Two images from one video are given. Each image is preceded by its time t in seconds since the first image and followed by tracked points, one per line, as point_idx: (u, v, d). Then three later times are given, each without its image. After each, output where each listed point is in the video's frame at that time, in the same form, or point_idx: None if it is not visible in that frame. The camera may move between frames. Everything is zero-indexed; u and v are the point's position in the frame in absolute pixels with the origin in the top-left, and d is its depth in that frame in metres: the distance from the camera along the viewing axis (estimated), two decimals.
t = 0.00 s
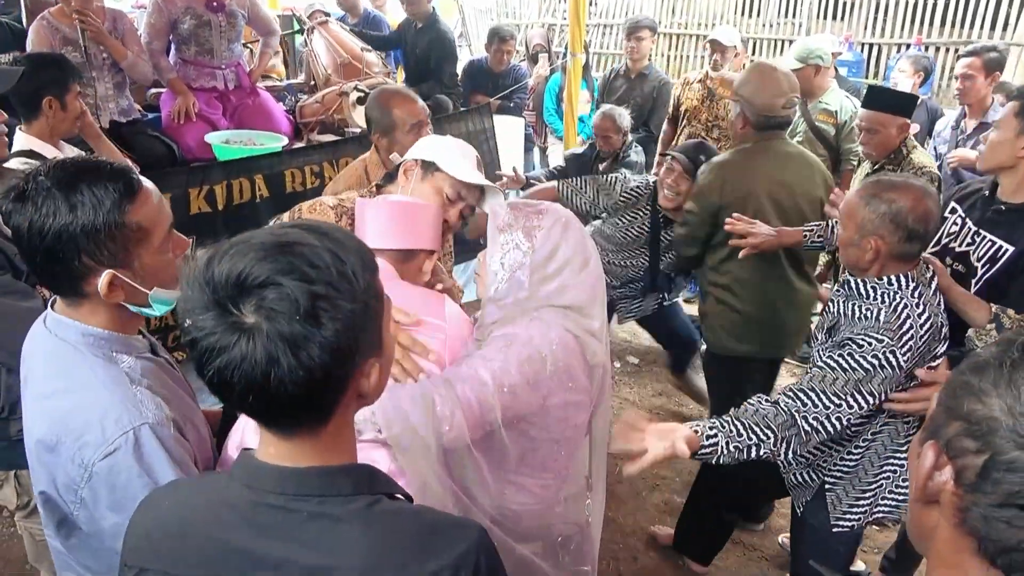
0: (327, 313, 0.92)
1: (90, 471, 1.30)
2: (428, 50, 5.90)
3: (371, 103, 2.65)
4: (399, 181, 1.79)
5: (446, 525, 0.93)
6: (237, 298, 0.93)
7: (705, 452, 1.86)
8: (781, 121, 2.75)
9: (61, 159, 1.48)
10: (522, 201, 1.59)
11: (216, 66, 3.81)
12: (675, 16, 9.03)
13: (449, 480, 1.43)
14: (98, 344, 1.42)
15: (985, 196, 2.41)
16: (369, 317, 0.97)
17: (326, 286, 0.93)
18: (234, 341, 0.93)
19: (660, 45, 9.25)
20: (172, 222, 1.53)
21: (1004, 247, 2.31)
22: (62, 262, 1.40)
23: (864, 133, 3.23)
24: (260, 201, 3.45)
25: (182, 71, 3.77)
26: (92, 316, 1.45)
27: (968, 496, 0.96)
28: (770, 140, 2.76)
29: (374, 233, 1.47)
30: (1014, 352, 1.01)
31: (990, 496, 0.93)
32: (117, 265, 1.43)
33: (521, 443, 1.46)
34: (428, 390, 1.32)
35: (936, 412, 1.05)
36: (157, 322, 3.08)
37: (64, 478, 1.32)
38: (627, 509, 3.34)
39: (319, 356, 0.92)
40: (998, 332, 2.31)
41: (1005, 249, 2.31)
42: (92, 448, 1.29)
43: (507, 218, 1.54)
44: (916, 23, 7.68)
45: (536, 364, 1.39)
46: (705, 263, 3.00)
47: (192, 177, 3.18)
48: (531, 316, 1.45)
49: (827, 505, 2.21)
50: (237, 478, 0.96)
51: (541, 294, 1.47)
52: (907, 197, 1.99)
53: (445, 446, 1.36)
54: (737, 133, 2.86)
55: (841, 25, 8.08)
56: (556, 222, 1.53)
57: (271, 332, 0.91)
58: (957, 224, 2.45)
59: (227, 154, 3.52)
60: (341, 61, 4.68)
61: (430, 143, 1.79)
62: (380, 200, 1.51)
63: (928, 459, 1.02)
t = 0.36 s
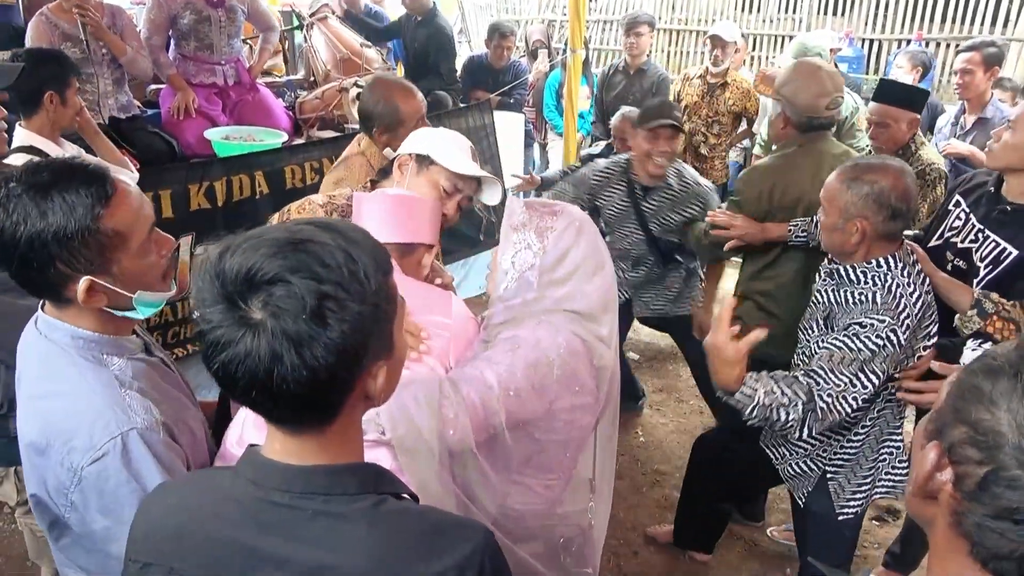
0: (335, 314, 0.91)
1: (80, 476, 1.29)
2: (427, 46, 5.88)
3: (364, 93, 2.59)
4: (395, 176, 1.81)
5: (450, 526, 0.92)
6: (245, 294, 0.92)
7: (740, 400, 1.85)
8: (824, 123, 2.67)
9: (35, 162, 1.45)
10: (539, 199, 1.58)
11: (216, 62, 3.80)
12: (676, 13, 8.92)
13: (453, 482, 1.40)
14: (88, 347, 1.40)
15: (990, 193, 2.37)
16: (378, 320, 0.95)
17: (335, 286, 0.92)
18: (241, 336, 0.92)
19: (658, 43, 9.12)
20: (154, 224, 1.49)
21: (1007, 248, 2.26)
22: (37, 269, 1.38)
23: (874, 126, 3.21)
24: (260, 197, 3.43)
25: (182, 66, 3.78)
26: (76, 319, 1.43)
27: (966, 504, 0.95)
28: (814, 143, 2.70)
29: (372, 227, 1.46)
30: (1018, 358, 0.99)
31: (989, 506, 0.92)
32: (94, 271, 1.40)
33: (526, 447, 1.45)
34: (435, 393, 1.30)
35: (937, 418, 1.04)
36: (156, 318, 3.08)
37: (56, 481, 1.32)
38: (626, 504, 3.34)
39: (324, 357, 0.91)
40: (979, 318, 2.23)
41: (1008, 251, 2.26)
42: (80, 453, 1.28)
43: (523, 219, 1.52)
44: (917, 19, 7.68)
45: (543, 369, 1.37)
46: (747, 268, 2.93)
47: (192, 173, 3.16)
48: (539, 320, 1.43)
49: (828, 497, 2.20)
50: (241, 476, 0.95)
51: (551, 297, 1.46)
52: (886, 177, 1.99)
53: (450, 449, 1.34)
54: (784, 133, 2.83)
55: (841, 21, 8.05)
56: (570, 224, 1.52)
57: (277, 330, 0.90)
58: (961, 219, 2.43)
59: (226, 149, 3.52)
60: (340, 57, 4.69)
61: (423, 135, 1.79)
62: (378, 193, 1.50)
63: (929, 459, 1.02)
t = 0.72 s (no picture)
0: (342, 318, 0.90)
1: (78, 479, 1.28)
2: (428, 42, 5.86)
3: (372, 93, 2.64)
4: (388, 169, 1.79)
5: (460, 530, 0.92)
6: (253, 295, 0.91)
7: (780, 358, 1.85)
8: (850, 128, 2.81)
9: (14, 164, 1.42)
10: (545, 194, 1.59)
11: (218, 59, 3.78)
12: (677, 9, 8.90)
13: (454, 482, 1.37)
14: (84, 349, 1.39)
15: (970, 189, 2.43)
16: (385, 326, 0.94)
17: (343, 290, 0.90)
18: (247, 338, 0.91)
19: (659, 37, 9.12)
20: (139, 222, 1.47)
21: (981, 241, 2.30)
22: (25, 273, 1.37)
23: (885, 123, 3.19)
24: (262, 194, 3.43)
25: (184, 63, 3.75)
26: (71, 320, 1.42)
27: (983, 509, 0.94)
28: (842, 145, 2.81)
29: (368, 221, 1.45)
30: None
31: (1006, 511, 0.90)
32: (84, 273, 1.39)
33: (526, 443, 1.42)
34: (437, 393, 1.27)
35: (950, 421, 1.03)
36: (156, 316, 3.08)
37: (55, 484, 1.31)
38: (630, 502, 3.33)
39: (329, 362, 0.90)
40: (973, 319, 2.23)
41: (981, 244, 2.30)
42: (78, 456, 1.27)
43: (530, 212, 1.54)
44: (919, 14, 7.67)
45: (543, 365, 1.36)
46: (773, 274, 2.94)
47: (193, 171, 3.15)
48: (539, 316, 1.41)
49: (832, 497, 2.19)
50: (248, 477, 0.94)
51: (551, 293, 1.45)
52: (887, 186, 1.98)
53: (451, 448, 1.31)
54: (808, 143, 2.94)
55: (843, 17, 8.03)
56: (575, 220, 1.51)
57: (284, 334, 0.89)
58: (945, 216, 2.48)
59: (228, 146, 3.51)
60: (341, 54, 4.67)
61: (417, 128, 1.79)
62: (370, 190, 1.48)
63: (943, 465, 1.00)
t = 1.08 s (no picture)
0: (343, 316, 0.90)
1: (84, 473, 1.28)
2: (433, 40, 5.86)
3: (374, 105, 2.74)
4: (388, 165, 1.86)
5: (461, 531, 0.91)
6: (257, 291, 0.91)
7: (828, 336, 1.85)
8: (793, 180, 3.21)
9: (18, 160, 1.43)
10: (540, 184, 1.60)
11: (223, 56, 3.79)
12: (681, 6, 8.83)
13: (446, 483, 1.35)
14: (91, 344, 1.40)
15: (960, 185, 2.52)
16: (387, 325, 0.94)
17: (345, 289, 0.90)
18: (250, 332, 0.92)
19: (665, 35, 9.07)
20: (145, 209, 1.47)
21: (971, 235, 2.37)
22: (35, 266, 1.37)
23: (897, 121, 3.17)
24: (267, 191, 3.42)
25: (188, 60, 3.77)
26: (81, 313, 1.43)
27: (995, 518, 0.93)
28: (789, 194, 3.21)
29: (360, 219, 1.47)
30: None
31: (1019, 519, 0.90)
32: (95, 261, 1.40)
33: (519, 440, 1.39)
34: (424, 390, 1.26)
35: (956, 428, 1.03)
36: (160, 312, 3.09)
37: (61, 479, 1.31)
38: (633, 500, 3.33)
39: (330, 359, 0.90)
40: (968, 319, 2.22)
41: (971, 238, 2.37)
42: (84, 450, 1.28)
43: (527, 202, 1.55)
44: (926, 13, 7.65)
45: (535, 362, 1.33)
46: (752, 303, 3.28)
47: (197, 167, 3.15)
48: (529, 314, 1.40)
49: (833, 497, 2.20)
50: (252, 474, 0.94)
51: (534, 293, 1.44)
52: (894, 197, 1.94)
53: (438, 445, 1.29)
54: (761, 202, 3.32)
55: (849, 15, 7.98)
56: (559, 212, 1.49)
57: (286, 329, 0.90)
58: (937, 216, 2.56)
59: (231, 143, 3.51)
60: (346, 51, 4.67)
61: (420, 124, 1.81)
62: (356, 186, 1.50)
63: (951, 477, 0.99)
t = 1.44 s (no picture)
0: (346, 307, 0.91)
1: (89, 466, 1.29)
2: (437, 39, 5.87)
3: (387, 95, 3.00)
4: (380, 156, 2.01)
5: (461, 525, 0.92)
6: (259, 286, 0.92)
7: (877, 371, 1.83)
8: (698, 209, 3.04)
9: (29, 155, 1.44)
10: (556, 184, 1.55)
11: (227, 54, 3.79)
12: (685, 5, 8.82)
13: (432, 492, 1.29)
14: (98, 339, 1.41)
15: (951, 182, 2.55)
16: (388, 318, 0.95)
17: (347, 280, 0.91)
18: (253, 327, 0.92)
19: (669, 34, 9.04)
20: (157, 204, 1.49)
21: (972, 232, 2.40)
22: (50, 259, 1.38)
23: (903, 122, 3.16)
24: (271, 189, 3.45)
25: (193, 58, 3.76)
26: (90, 308, 1.44)
27: (991, 514, 0.93)
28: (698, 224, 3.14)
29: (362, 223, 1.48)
30: None
31: (1015, 514, 0.90)
32: (109, 254, 1.41)
33: (514, 446, 1.31)
34: (415, 402, 1.24)
35: (950, 425, 1.03)
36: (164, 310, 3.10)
37: (65, 473, 1.32)
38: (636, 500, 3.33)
39: (335, 349, 0.91)
40: (963, 315, 2.20)
41: (972, 235, 2.40)
42: (91, 444, 1.29)
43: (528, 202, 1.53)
44: (931, 11, 7.62)
45: (529, 366, 1.28)
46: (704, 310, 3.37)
47: (201, 165, 3.15)
48: (524, 317, 1.36)
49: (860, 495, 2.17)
50: (253, 470, 0.95)
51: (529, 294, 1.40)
52: (889, 224, 1.85)
53: (428, 458, 1.25)
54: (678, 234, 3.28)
55: (854, 14, 7.91)
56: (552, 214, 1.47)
57: (290, 322, 0.90)
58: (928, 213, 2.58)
59: (235, 141, 3.52)
60: (350, 50, 4.68)
61: (409, 115, 1.96)
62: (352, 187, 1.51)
63: (947, 474, 1.00)
